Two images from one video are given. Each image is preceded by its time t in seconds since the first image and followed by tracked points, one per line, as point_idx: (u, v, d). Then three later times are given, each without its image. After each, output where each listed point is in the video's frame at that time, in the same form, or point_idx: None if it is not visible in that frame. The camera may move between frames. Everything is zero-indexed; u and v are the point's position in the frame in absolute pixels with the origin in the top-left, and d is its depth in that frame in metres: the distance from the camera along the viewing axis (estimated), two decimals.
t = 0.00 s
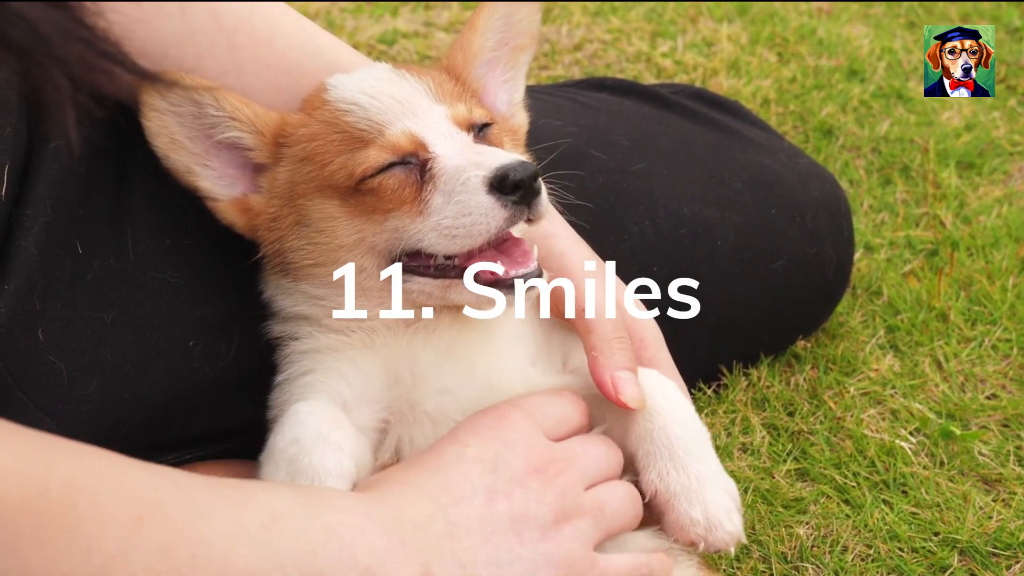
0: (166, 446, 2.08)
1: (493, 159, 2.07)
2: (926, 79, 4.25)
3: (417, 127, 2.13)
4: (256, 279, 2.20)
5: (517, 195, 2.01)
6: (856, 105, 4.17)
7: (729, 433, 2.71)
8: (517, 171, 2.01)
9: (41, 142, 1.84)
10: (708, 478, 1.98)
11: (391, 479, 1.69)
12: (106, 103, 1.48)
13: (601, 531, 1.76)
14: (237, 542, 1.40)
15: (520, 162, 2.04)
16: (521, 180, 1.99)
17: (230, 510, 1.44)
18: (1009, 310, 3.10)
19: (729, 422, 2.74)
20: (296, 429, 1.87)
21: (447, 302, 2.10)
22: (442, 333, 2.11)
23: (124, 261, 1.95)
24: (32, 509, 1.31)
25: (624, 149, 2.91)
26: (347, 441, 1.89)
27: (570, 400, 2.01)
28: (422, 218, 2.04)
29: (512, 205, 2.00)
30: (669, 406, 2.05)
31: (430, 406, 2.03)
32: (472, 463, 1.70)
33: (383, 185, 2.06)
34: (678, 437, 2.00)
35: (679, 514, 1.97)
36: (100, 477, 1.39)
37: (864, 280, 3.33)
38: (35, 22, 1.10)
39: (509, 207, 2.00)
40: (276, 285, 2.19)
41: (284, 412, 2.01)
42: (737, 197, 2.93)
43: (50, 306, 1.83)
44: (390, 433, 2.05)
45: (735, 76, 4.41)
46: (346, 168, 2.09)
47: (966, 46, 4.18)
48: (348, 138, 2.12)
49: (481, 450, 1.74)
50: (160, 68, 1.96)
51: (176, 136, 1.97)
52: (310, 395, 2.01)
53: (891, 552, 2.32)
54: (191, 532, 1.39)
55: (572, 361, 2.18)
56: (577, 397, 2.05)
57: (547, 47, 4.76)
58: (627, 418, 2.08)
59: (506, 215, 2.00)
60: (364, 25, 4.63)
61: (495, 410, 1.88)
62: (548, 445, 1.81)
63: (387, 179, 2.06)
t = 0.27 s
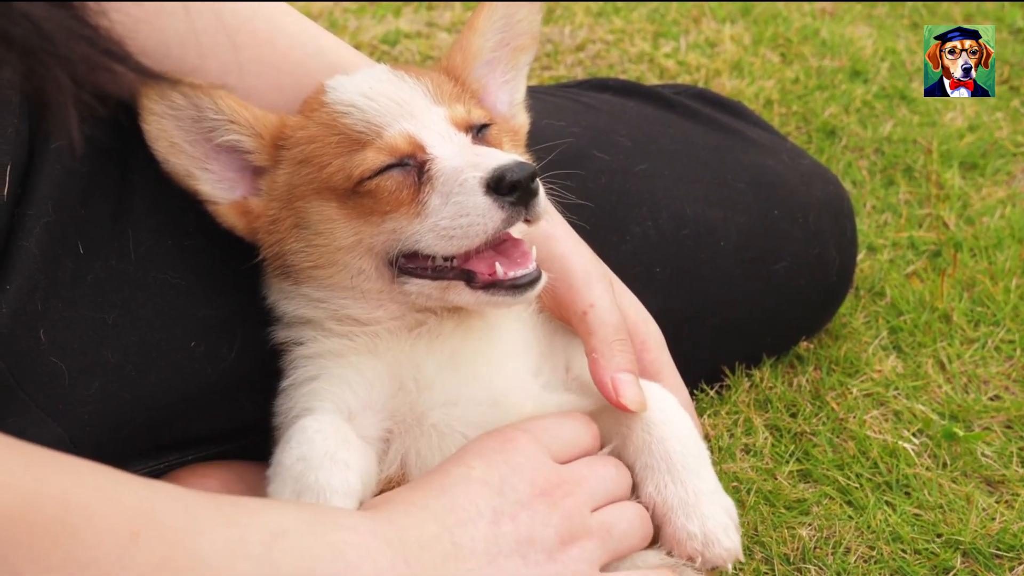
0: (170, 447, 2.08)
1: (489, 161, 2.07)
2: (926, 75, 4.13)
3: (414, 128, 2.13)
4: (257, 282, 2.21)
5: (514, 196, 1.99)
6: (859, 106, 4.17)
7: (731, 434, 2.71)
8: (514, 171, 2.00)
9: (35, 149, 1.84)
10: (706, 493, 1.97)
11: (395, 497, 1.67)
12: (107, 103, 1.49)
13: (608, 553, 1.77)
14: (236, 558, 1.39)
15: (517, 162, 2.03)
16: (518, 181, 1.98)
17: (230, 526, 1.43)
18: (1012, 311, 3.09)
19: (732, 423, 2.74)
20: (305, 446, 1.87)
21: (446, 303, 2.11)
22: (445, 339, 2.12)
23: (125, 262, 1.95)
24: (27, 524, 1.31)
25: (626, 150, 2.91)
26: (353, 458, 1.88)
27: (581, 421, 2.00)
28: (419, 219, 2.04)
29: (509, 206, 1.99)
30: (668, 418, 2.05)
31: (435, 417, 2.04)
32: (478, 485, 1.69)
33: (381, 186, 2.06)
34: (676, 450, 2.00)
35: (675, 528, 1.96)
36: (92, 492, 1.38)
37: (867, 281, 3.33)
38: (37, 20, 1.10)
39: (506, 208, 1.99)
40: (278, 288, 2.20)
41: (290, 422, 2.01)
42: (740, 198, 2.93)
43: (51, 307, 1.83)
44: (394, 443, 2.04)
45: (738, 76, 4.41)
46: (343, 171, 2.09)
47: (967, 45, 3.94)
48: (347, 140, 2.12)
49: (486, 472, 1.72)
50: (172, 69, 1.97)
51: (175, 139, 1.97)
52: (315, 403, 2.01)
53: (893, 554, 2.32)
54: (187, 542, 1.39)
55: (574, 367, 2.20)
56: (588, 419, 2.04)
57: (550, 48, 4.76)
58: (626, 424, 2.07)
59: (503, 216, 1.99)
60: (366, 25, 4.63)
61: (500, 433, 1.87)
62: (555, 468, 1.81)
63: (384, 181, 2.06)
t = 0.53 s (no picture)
0: (170, 448, 2.09)
1: (491, 162, 2.07)
2: (927, 75, 4.18)
3: (416, 128, 2.13)
4: (257, 278, 2.21)
5: (514, 199, 1.98)
6: (863, 107, 4.16)
7: (734, 435, 2.70)
8: (515, 174, 1.99)
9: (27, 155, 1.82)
10: (704, 496, 1.97)
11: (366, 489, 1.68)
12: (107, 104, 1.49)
13: (585, 542, 1.76)
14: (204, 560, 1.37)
15: (518, 165, 2.02)
16: (518, 183, 1.98)
17: (199, 527, 1.41)
18: (1016, 312, 3.09)
19: (734, 425, 2.73)
20: (285, 436, 1.86)
21: (445, 304, 2.10)
22: (440, 337, 2.11)
23: (127, 262, 1.95)
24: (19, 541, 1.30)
25: (630, 150, 2.91)
26: (334, 450, 1.87)
27: (562, 408, 2.00)
28: (420, 219, 2.04)
29: (510, 209, 1.98)
30: (667, 419, 2.05)
31: (424, 415, 2.02)
32: (452, 475, 1.69)
33: (382, 186, 2.06)
34: (676, 453, 2.00)
35: (673, 531, 1.95)
36: (83, 509, 1.36)
37: (870, 282, 3.32)
38: (29, 20, 1.10)
39: (506, 211, 1.98)
40: (278, 286, 2.20)
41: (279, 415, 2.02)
42: (743, 199, 2.92)
43: (53, 308, 1.82)
44: (386, 440, 2.04)
45: (742, 77, 4.40)
46: (345, 169, 2.09)
47: (967, 45, 4.00)
48: (348, 139, 2.13)
49: (460, 462, 1.72)
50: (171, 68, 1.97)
51: (178, 134, 1.98)
52: (307, 398, 2.02)
53: (896, 555, 2.31)
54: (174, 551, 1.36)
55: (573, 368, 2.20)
56: (569, 405, 2.04)
57: (553, 48, 4.76)
58: (624, 427, 2.07)
59: (503, 218, 1.99)
60: (369, 25, 4.64)
61: (477, 421, 1.86)
62: (531, 457, 1.80)
63: (385, 180, 2.06)
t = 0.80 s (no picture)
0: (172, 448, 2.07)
1: (484, 162, 2.06)
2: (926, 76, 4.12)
3: (410, 128, 2.13)
4: (252, 275, 2.22)
5: (503, 200, 1.98)
6: (865, 107, 4.16)
7: (735, 436, 2.70)
8: (505, 176, 1.98)
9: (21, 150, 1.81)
10: (697, 493, 1.97)
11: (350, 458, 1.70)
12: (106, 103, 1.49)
13: (568, 509, 1.75)
14: (180, 542, 1.37)
15: (509, 166, 2.02)
16: (508, 185, 1.97)
17: (176, 508, 1.41)
18: (1018, 314, 3.08)
19: (736, 426, 2.73)
20: (262, 409, 1.86)
21: (436, 305, 2.11)
22: (428, 331, 2.14)
23: (128, 262, 1.95)
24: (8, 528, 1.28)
25: (631, 151, 2.91)
26: (311, 422, 1.87)
27: (544, 376, 2.02)
28: (411, 220, 2.03)
29: (499, 210, 1.98)
30: (664, 416, 2.05)
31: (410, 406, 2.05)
32: (433, 441, 1.71)
33: (373, 185, 2.06)
34: (671, 450, 2.00)
35: (664, 527, 1.96)
36: (69, 494, 1.35)
37: (872, 283, 3.32)
38: (25, 20, 1.09)
39: (496, 212, 1.98)
40: (271, 284, 2.21)
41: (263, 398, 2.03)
42: (744, 200, 2.92)
43: (53, 308, 1.82)
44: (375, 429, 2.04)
45: (744, 78, 4.40)
46: (337, 168, 2.09)
47: (967, 45, 3.91)
48: (342, 138, 2.13)
49: (442, 429, 1.75)
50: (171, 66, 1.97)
51: (176, 130, 1.98)
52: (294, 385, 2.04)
53: (897, 557, 2.31)
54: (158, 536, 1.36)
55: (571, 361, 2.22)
56: (551, 374, 2.06)
57: (556, 48, 4.75)
58: (623, 425, 2.08)
59: (493, 219, 1.98)
60: (371, 25, 4.64)
61: (459, 386, 1.88)
62: (512, 423, 1.82)
63: (377, 180, 2.06)
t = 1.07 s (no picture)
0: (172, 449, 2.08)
1: (479, 162, 2.06)
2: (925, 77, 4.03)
3: (405, 129, 2.13)
4: (251, 278, 2.22)
5: (499, 199, 1.98)
6: (868, 108, 4.15)
7: (736, 437, 2.69)
8: (500, 174, 1.98)
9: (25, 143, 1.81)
10: (718, 468, 1.96)
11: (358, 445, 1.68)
12: (104, 103, 1.49)
13: (579, 497, 1.76)
14: (195, 527, 1.36)
15: (503, 164, 2.02)
16: (503, 184, 1.97)
17: (191, 494, 1.40)
18: (1020, 315, 3.07)
19: (737, 427, 2.72)
20: (260, 408, 1.86)
21: (436, 305, 2.11)
22: (431, 328, 2.15)
23: (128, 262, 1.95)
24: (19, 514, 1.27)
25: (632, 152, 2.90)
26: (313, 418, 1.87)
27: (551, 362, 2.02)
28: (408, 220, 2.04)
29: (495, 209, 1.98)
30: (676, 397, 2.05)
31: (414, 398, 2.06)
32: (444, 427, 1.71)
33: (369, 187, 2.06)
34: (685, 428, 2.00)
35: (689, 506, 1.95)
36: (85, 480, 1.34)
37: (874, 284, 3.31)
38: (22, 20, 1.10)
39: (492, 211, 1.98)
40: (271, 286, 2.21)
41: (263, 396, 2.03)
42: (746, 201, 2.92)
43: (54, 308, 1.81)
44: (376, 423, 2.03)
45: (746, 79, 4.39)
46: (333, 171, 2.09)
47: (967, 45, 3.84)
48: (337, 139, 2.12)
49: (452, 415, 1.74)
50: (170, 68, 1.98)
51: (174, 134, 1.99)
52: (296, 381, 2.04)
53: (898, 559, 2.30)
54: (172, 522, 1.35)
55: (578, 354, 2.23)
56: (557, 360, 2.06)
57: (558, 49, 4.75)
58: (632, 412, 2.08)
59: (489, 218, 1.98)
60: (373, 26, 4.64)
61: (467, 372, 1.88)
62: (522, 409, 1.82)
63: (372, 182, 2.06)
